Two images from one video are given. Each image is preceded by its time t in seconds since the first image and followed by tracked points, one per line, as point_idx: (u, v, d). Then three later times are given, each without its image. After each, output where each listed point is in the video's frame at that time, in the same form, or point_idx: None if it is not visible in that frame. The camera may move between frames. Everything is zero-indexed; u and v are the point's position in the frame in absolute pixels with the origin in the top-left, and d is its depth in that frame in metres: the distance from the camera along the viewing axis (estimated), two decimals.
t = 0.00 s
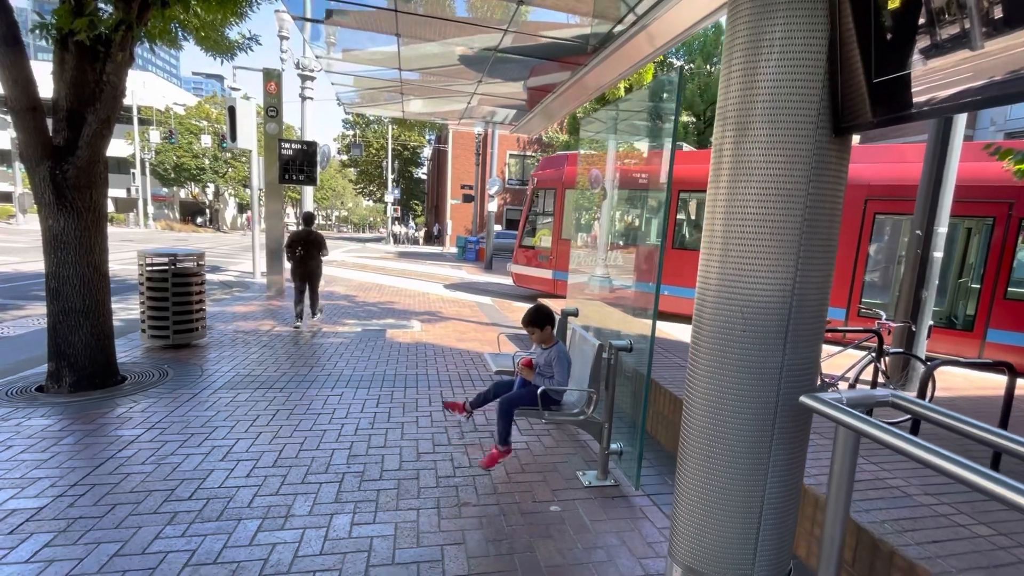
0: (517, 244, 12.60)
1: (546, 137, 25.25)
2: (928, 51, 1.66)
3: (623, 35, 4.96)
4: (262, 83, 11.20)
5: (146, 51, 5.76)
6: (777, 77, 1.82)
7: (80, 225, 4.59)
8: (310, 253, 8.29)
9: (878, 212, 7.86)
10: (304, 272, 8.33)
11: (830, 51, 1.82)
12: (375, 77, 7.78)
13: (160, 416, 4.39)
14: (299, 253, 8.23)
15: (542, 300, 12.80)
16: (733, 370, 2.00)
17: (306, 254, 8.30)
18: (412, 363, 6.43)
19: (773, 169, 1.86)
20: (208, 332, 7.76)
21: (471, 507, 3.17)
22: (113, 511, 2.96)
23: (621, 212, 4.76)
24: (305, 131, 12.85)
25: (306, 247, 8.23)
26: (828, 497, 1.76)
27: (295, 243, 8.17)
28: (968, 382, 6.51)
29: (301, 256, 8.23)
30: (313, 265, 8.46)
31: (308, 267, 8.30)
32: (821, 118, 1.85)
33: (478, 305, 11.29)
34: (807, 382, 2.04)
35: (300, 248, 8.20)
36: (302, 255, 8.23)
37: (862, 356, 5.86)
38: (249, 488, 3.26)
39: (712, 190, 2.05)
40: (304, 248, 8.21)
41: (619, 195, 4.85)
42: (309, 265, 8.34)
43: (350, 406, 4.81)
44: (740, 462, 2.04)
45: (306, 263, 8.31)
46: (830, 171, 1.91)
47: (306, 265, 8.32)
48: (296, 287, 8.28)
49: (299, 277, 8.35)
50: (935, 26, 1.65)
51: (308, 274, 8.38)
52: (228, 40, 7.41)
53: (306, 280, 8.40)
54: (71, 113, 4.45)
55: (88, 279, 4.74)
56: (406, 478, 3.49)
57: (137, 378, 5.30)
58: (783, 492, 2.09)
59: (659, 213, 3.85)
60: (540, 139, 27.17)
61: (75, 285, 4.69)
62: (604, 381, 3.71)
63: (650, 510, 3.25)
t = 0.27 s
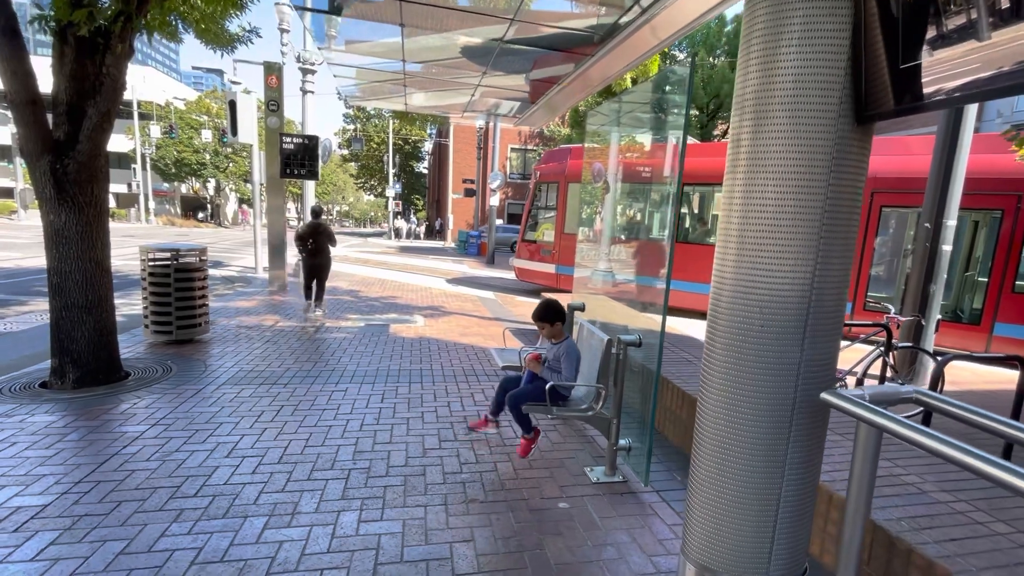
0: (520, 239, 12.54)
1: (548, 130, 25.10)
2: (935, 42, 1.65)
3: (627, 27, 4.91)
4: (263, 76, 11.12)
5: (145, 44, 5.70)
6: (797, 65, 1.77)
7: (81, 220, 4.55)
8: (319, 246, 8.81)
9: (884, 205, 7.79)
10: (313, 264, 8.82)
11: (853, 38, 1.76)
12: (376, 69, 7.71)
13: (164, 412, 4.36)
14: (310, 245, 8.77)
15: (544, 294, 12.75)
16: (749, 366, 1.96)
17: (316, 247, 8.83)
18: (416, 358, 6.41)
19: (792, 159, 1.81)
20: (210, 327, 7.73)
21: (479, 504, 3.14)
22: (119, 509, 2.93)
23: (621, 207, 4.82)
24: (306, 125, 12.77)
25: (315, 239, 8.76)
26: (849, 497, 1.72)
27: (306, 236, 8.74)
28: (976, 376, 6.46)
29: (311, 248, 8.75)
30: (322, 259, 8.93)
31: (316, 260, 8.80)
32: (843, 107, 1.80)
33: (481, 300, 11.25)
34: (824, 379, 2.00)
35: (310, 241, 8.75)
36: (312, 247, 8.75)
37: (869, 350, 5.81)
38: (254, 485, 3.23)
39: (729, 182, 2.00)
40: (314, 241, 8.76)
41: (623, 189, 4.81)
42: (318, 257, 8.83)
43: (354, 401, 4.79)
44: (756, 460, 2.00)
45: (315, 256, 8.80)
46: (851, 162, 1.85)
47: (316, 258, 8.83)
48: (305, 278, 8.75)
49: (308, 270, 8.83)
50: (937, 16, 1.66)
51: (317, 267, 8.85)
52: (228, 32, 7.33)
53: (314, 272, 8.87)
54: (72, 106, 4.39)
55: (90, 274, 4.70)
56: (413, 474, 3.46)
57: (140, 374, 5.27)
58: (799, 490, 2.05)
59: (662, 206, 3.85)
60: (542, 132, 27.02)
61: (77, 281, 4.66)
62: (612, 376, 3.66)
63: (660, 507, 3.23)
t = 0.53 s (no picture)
0: (523, 234, 12.48)
1: (551, 124, 24.98)
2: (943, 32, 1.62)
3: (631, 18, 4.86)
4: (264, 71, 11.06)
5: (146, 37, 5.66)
6: (814, 52, 1.73)
7: (83, 215, 4.52)
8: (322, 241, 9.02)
9: (890, 198, 7.72)
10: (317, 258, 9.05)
11: (872, 25, 1.72)
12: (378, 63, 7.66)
13: (168, 407, 4.35)
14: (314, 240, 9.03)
15: (548, 289, 12.71)
16: (763, 360, 1.92)
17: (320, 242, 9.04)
18: (420, 353, 6.38)
19: (808, 149, 1.77)
20: (214, 323, 7.71)
21: (486, 500, 3.12)
22: (123, 505, 2.91)
23: (624, 201, 4.77)
24: (308, 120, 12.72)
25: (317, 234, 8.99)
26: (867, 494, 1.69)
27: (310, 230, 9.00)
28: (983, 370, 6.41)
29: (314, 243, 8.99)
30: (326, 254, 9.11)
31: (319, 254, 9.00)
32: (861, 95, 1.75)
33: (484, 295, 11.23)
34: (839, 374, 1.97)
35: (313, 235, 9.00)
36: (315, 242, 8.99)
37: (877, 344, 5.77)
38: (260, 480, 3.21)
39: (743, 172, 1.96)
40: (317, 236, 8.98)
41: (626, 183, 4.78)
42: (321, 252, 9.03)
43: (359, 396, 4.77)
44: (770, 455, 1.97)
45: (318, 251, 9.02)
46: (869, 152, 1.81)
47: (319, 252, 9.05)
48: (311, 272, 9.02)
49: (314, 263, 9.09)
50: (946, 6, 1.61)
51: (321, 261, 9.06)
52: (229, 26, 7.28)
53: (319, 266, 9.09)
54: (72, 100, 4.36)
55: (93, 270, 4.68)
56: (419, 470, 3.44)
57: (144, 370, 5.26)
58: (813, 486, 2.02)
59: (665, 199, 3.81)
60: (545, 126, 26.92)
61: (80, 277, 4.64)
62: (619, 370, 3.62)
63: (667, 503, 3.20)
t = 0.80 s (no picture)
0: (526, 229, 12.40)
1: (554, 119, 24.83)
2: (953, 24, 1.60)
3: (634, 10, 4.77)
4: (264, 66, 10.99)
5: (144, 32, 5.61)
6: (829, 39, 1.66)
7: (81, 212, 4.48)
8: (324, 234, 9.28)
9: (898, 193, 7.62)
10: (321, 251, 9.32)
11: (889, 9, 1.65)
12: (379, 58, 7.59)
13: (169, 405, 4.31)
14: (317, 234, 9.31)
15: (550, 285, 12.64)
16: (774, 358, 1.85)
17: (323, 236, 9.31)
18: (422, 349, 6.33)
19: (823, 139, 1.70)
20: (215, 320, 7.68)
21: (488, 500, 3.06)
22: (121, 505, 2.86)
23: (627, 197, 4.70)
24: (309, 116, 12.65)
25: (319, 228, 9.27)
26: (883, 496, 1.63)
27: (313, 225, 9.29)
28: (993, 366, 6.32)
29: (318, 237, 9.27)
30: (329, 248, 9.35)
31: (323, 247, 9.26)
32: (877, 83, 1.68)
33: (486, 291, 11.17)
34: (853, 372, 1.91)
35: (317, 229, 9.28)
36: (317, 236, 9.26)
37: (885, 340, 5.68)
38: (258, 480, 3.17)
39: (753, 164, 1.89)
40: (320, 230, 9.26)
41: (629, 177, 4.70)
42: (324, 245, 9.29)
43: (360, 394, 4.71)
44: (781, 457, 1.90)
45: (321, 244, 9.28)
46: (886, 142, 1.74)
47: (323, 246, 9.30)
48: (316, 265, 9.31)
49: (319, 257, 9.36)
50: None
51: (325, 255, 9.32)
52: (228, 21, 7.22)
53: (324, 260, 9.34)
54: (68, 95, 4.30)
55: (92, 266, 4.64)
56: (420, 469, 3.38)
57: (144, 367, 5.22)
58: (826, 488, 1.95)
59: (669, 194, 3.74)
60: (548, 121, 26.76)
61: (78, 274, 4.60)
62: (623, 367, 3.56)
63: (673, 502, 3.14)
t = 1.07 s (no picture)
0: (527, 226, 12.29)
1: (556, 115, 24.68)
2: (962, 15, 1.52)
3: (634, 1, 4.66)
4: (263, 61, 10.89)
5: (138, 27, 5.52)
6: (838, 24, 1.57)
7: (72, 209, 4.40)
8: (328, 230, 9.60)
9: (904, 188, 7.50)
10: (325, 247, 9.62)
11: None
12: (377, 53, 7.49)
13: (161, 405, 4.23)
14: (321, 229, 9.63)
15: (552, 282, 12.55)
16: (779, 361, 1.76)
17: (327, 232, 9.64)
18: (421, 348, 6.25)
19: (831, 129, 1.60)
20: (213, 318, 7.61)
21: (483, 504, 2.98)
22: (107, 509, 2.79)
23: (630, 192, 4.59)
24: (309, 112, 12.55)
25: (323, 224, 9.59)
26: (896, 506, 1.55)
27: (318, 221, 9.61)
28: (1001, 365, 6.20)
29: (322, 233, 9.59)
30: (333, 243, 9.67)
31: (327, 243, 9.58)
32: (891, 71, 1.58)
33: (487, 288, 11.08)
34: (863, 375, 1.82)
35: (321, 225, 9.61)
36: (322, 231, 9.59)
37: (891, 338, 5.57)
38: (249, 483, 3.09)
39: (758, 157, 1.80)
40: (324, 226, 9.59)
41: (631, 173, 4.61)
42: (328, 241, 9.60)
43: (356, 394, 4.64)
44: (786, 465, 1.81)
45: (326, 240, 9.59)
46: (899, 133, 1.64)
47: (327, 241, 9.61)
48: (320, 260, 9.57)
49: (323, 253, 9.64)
50: None
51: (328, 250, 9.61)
52: (225, 15, 7.12)
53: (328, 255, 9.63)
54: (57, 90, 4.22)
55: (84, 264, 4.56)
56: (415, 471, 3.30)
57: (139, 366, 5.15)
58: (833, 497, 1.86)
59: (671, 189, 3.63)
60: (550, 117, 26.60)
61: (70, 272, 4.53)
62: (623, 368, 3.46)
63: (674, 507, 3.05)
